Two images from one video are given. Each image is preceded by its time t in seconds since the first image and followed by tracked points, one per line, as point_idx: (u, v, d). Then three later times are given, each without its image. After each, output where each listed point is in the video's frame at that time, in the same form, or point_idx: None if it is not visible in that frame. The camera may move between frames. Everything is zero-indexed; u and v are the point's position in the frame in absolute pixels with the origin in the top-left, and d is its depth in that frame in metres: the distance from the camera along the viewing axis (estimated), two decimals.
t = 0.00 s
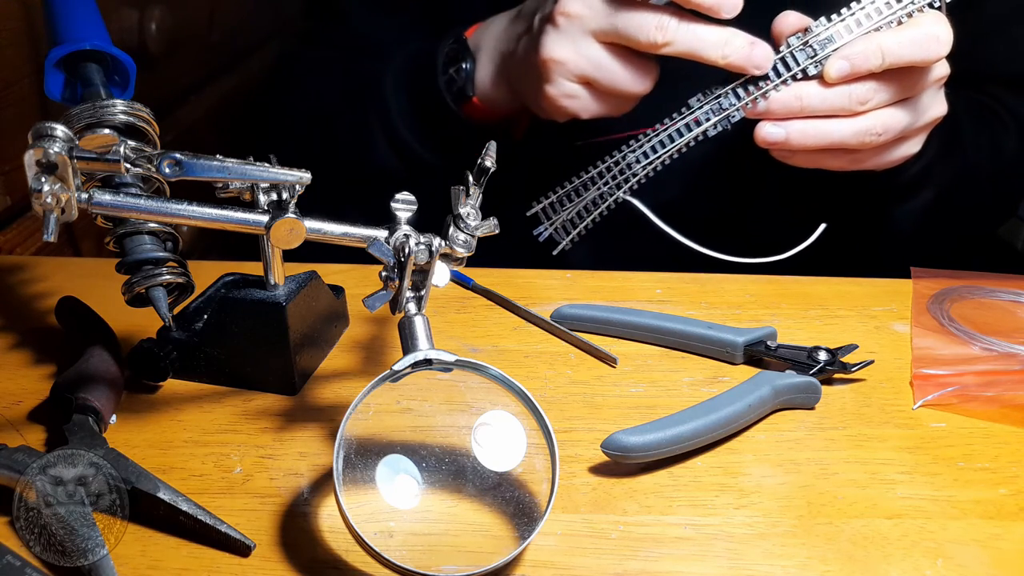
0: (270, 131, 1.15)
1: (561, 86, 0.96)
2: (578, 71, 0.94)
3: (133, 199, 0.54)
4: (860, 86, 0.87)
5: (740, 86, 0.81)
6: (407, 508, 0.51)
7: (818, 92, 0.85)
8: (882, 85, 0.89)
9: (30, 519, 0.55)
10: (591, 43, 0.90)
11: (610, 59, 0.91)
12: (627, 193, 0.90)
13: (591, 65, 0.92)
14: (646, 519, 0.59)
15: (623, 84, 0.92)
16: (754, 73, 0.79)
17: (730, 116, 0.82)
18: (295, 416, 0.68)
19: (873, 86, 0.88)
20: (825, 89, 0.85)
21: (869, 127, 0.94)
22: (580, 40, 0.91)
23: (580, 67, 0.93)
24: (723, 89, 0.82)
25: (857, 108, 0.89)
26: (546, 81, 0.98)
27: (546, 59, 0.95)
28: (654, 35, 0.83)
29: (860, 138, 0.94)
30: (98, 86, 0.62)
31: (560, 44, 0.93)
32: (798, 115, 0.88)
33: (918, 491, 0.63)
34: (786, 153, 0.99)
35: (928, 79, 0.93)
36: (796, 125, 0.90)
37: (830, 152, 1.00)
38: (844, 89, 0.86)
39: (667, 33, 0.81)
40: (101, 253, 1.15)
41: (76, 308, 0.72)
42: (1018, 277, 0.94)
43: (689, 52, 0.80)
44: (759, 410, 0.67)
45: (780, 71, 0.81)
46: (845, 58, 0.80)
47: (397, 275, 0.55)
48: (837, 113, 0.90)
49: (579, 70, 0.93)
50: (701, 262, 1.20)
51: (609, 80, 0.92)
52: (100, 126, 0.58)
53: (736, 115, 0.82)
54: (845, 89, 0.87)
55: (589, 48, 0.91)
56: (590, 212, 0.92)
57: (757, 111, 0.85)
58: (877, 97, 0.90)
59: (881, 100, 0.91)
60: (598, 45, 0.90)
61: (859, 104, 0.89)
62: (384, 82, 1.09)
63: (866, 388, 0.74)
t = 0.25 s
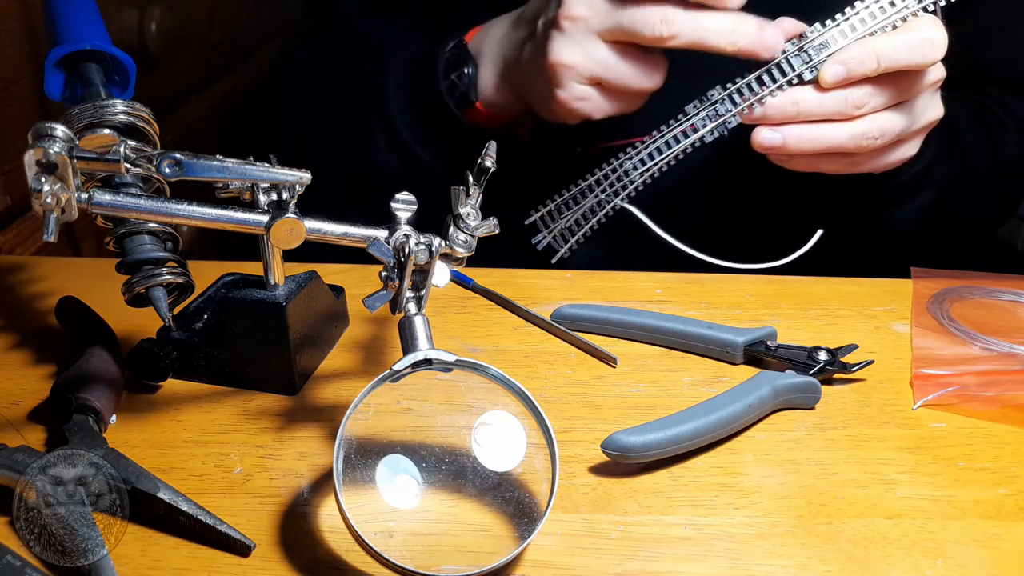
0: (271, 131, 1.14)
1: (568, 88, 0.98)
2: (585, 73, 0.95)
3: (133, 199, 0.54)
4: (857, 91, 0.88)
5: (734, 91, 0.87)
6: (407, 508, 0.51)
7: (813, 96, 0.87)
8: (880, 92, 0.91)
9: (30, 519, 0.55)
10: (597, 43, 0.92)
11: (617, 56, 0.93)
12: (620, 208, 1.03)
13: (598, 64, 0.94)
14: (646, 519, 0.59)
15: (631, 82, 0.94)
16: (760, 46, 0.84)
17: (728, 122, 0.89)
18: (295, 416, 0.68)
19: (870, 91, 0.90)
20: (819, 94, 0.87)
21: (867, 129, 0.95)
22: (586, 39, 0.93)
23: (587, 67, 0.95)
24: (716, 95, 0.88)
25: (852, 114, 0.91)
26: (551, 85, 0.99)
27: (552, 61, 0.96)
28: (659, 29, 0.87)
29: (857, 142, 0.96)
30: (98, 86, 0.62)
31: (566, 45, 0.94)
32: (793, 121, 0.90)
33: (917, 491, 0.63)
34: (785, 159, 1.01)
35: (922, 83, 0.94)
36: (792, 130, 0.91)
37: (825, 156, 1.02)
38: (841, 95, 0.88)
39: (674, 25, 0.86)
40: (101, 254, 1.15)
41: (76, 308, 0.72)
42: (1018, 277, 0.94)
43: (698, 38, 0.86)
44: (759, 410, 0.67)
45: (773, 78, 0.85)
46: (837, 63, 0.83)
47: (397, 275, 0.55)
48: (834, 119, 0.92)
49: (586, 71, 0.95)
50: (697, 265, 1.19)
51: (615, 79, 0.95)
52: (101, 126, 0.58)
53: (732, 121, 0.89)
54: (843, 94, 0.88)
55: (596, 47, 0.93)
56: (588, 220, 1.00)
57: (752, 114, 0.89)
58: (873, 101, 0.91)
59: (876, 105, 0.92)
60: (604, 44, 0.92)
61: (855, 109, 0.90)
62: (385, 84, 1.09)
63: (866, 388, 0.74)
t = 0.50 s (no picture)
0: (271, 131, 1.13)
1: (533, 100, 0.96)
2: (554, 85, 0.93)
3: (133, 199, 0.54)
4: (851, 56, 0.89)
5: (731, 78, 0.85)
6: (407, 508, 0.51)
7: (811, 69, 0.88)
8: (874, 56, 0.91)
9: (30, 519, 0.55)
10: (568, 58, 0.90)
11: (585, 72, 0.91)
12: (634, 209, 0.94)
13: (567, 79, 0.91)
14: (646, 519, 0.59)
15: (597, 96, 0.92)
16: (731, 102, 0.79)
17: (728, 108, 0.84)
18: (295, 416, 0.68)
19: (863, 55, 0.90)
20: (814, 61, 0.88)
21: (873, 99, 0.93)
22: (558, 53, 0.90)
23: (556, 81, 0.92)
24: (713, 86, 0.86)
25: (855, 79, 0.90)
26: (517, 90, 0.97)
27: (522, 70, 0.94)
28: (630, 59, 0.83)
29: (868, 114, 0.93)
30: (98, 86, 0.62)
31: (540, 57, 0.91)
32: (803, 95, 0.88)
33: (917, 491, 0.63)
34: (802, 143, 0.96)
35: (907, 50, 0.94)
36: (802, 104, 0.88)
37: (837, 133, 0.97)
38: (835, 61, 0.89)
39: (642, 57, 0.82)
40: (101, 253, 1.15)
41: (76, 308, 0.72)
42: (1018, 277, 0.94)
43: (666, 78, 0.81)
44: (759, 410, 0.67)
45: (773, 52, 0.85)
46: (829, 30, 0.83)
47: (397, 275, 0.55)
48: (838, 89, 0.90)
49: (554, 82, 0.93)
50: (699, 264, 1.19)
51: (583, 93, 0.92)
52: (100, 126, 0.58)
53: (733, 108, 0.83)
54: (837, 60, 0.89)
55: (567, 61, 0.90)
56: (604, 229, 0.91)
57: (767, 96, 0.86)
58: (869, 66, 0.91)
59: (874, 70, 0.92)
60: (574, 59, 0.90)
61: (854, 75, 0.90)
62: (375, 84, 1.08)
63: (866, 388, 0.74)
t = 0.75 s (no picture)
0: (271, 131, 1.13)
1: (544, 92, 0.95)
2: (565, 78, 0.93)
3: (133, 199, 0.54)
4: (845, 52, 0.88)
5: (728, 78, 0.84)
6: (407, 508, 0.51)
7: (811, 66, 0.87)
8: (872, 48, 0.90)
9: (30, 519, 0.55)
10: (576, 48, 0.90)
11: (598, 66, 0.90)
12: (633, 212, 0.95)
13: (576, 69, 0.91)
14: (646, 519, 0.59)
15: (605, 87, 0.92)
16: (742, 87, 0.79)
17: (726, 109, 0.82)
18: (295, 416, 0.68)
19: (858, 50, 0.90)
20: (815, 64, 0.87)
21: (870, 95, 0.92)
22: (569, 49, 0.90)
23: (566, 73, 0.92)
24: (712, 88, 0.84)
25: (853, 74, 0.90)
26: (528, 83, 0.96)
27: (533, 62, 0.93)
28: (641, 45, 0.83)
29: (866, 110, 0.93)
30: (98, 86, 0.62)
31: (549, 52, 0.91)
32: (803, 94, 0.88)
33: (917, 491, 0.63)
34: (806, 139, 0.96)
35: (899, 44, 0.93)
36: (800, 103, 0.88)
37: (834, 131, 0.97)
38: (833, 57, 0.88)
39: (655, 43, 0.82)
40: (101, 253, 1.15)
41: (76, 308, 0.72)
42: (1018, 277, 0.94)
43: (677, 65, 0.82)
44: (759, 410, 0.67)
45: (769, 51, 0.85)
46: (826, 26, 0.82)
47: (397, 275, 0.55)
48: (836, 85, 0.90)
49: (565, 75, 0.92)
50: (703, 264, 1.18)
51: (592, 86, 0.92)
52: (100, 126, 0.58)
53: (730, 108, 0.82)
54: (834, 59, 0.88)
55: (577, 53, 0.90)
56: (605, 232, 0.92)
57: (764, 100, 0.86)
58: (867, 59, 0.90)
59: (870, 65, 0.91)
60: (585, 49, 0.90)
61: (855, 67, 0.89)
62: (377, 83, 1.08)
63: (866, 388, 0.74)
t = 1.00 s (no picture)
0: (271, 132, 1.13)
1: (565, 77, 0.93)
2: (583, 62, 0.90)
3: (133, 199, 0.54)
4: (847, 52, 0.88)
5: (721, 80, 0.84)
6: (407, 508, 0.51)
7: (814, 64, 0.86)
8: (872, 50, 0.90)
9: (31, 519, 0.55)
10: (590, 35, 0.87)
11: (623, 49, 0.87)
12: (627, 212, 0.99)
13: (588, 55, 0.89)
14: (646, 519, 0.59)
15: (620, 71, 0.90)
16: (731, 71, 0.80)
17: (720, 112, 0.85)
18: (295, 416, 0.68)
19: (856, 52, 0.89)
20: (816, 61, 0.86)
21: (866, 97, 0.93)
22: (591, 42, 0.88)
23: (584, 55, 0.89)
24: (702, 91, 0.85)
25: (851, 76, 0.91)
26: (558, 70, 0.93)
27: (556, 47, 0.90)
28: (662, 8, 0.81)
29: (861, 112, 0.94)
30: (98, 86, 0.62)
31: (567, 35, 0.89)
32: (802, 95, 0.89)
33: (918, 491, 0.63)
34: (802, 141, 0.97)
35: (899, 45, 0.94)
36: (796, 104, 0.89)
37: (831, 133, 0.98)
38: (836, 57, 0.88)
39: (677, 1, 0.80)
40: (101, 253, 1.15)
41: (76, 308, 0.72)
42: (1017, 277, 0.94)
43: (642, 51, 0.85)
44: (759, 410, 0.67)
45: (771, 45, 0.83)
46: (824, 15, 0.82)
47: (397, 275, 0.55)
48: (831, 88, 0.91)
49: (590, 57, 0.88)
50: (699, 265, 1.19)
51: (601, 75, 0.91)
52: (100, 126, 0.58)
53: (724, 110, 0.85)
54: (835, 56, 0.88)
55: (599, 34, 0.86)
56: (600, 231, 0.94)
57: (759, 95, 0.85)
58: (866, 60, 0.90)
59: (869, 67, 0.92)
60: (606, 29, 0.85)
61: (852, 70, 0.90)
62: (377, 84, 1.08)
63: (866, 388, 0.74)
